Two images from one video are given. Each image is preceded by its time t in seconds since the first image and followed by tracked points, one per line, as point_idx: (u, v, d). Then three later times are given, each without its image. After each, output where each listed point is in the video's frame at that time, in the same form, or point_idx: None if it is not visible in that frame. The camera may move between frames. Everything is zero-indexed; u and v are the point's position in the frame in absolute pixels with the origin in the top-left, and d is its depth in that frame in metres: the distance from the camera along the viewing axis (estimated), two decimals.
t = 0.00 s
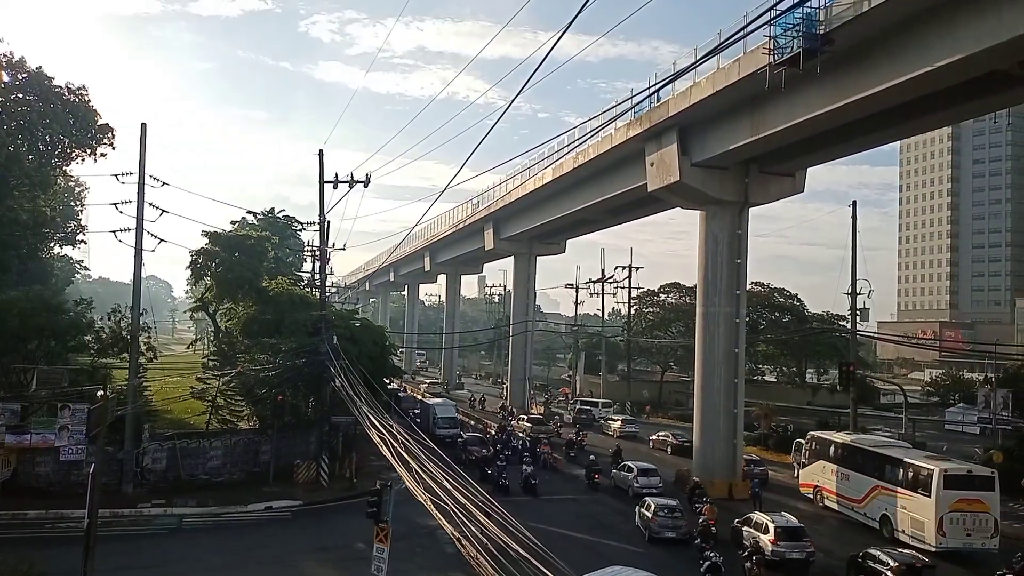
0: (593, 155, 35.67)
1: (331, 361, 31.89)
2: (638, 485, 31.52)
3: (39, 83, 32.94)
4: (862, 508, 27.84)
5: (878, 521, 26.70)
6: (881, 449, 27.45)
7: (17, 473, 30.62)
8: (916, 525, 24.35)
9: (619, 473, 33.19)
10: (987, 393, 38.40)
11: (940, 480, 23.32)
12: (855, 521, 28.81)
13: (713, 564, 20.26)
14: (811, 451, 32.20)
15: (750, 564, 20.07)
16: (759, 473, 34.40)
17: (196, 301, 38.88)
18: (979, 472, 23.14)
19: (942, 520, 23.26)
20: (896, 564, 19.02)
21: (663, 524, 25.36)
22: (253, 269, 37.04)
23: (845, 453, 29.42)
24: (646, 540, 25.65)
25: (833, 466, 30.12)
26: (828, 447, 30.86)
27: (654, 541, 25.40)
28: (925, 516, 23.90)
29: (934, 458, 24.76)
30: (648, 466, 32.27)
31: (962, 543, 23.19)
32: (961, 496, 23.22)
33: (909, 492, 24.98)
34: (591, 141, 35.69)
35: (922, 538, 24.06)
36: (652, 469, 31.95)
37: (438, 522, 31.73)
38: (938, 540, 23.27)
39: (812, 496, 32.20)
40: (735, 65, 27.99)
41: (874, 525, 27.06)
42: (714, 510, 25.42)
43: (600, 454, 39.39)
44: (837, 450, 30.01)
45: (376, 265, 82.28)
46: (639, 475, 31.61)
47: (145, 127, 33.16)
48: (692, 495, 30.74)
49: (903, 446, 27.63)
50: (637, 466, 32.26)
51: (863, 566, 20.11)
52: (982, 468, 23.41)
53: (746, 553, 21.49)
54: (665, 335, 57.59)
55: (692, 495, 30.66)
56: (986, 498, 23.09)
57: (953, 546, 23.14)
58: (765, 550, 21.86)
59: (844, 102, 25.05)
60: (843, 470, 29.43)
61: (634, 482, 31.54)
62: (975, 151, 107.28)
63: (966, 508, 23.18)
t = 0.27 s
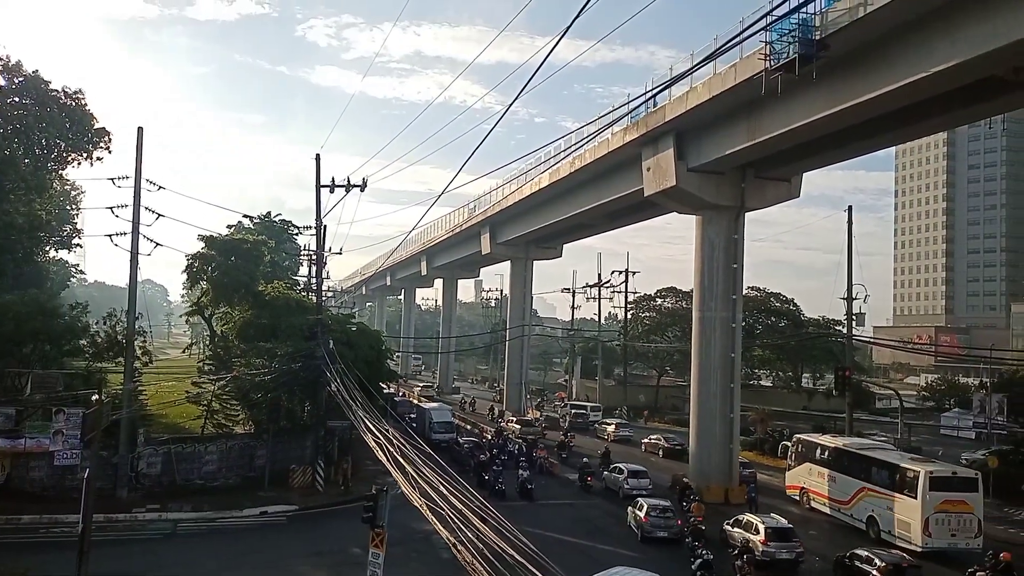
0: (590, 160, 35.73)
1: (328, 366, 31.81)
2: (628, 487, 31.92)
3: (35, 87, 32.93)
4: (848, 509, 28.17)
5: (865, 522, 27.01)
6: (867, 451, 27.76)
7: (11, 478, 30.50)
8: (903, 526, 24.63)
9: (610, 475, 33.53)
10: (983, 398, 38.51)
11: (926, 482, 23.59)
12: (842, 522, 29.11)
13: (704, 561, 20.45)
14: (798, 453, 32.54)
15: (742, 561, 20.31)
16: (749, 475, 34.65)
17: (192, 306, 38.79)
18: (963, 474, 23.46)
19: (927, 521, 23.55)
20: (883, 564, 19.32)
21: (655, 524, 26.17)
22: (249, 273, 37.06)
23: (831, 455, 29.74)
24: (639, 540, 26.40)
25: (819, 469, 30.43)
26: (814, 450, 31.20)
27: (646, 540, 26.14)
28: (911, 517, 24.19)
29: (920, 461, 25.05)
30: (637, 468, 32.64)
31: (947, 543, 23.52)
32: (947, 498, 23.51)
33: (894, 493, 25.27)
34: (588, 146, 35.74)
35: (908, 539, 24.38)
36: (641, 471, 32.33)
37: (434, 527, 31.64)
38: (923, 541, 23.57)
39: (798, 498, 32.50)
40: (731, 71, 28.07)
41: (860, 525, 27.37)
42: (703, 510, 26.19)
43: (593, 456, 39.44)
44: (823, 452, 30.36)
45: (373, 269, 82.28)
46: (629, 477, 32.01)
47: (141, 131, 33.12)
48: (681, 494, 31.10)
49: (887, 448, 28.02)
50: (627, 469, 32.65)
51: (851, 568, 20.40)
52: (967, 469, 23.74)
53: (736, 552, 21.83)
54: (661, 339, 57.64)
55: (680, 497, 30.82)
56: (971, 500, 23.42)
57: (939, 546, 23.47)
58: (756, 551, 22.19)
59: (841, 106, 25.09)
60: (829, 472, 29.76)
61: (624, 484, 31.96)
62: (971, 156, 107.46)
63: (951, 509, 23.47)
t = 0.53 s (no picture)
0: (574, 166, 35.90)
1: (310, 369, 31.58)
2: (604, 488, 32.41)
3: (15, 87, 32.57)
4: (818, 511, 28.53)
5: (835, 523, 27.38)
6: (835, 454, 28.27)
7: None
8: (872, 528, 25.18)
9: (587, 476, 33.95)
10: (961, 404, 38.95)
11: (894, 484, 24.18)
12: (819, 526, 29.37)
13: (680, 561, 20.70)
14: (767, 456, 33.02)
15: (716, 561, 20.66)
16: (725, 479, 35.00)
17: (172, 309, 38.48)
18: (929, 475, 24.18)
19: (896, 522, 24.14)
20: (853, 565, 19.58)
21: (632, 524, 26.88)
22: (230, 277, 36.87)
23: (801, 458, 30.05)
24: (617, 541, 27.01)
25: (788, 472, 30.96)
26: (783, 452, 31.61)
27: (624, 540, 26.93)
28: (880, 518, 24.74)
29: (886, 463, 25.66)
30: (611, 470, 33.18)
31: (914, 543, 24.15)
32: (915, 499, 24.16)
33: (862, 495, 25.82)
34: (572, 152, 35.90)
35: (876, 539, 24.92)
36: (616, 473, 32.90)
37: (415, 533, 31.47)
38: (891, 541, 24.14)
39: (768, 500, 33.01)
40: (715, 79, 28.31)
41: (830, 527, 27.78)
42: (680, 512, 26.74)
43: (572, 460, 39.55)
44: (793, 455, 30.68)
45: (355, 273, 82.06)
46: (605, 479, 32.50)
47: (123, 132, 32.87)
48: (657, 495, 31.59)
49: (855, 451, 28.48)
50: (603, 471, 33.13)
51: (822, 568, 20.63)
52: (932, 470, 24.45)
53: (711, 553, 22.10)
54: (643, 345, 57.95)
55: (655, 497, 31.43)
56: (937, 501, 24.06)
57: (907, 547, 24.06)
58: (730, 553, 22.47)
59: (824, 114, 25.37)
60: (799, 475, 30.12)
61: (601, 486, 32.45)
62: (949, 164, 109.25)
63: (917, 510, 24.14)
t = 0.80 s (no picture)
0: (552, 177, 36.05)
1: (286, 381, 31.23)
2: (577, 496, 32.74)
3: None
4: (786, 518, 29.05)
5: (802, 531, 27.93)
6: (803, 462, 28.77)
7: None
8: (839, 535, 25.70)
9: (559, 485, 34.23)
10: (933, 414, 39.44)
11: (860, 491, 24.81)
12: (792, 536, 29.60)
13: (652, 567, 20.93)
14: (737, 465, 33.44)
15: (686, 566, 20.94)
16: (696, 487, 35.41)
17: (145, 319, 38.01)
18: (892, 483, 24.93)
19: (862, 528, 24.70)
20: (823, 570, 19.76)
21: (607, 532, 27.35)
22: (205, 286, 36.55)
23: (770, 466, 30.57)
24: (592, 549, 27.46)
25: (757, 480, 31.41)
26: (752, 461, 32.10)
27: (599, 548, 27.30)
28: (847, 524, 25.26)
29: (852, 470, 26.27)
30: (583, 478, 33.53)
31: (879, 548, 24.75)
32: (879, 505, 24.80)
33: (830, 502, 26.36)
34: (550, 163, 36.07)
35: (843, 546, 25.38)
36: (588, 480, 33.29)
37: (391, 547, 31.18)
38: (858, 547, 24.66)
39: (737, 509, 33.47)
40: (691, 92, 28.59)
41: (798, 534, 28.27)
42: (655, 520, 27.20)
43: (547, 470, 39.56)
44: (762, 464, 31.23)
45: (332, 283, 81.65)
46: (578, 488, 32.85)
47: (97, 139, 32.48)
48: (629, 504, 32.04)
49: (822, 460, 29.11)
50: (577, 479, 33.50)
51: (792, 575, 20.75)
52: (895, 478, 25.19)
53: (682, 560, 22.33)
54: (621, 355, 58.28)
55: (627, 504, 32.11)
56: (900, 507, 24.79)
57: (872, 552, 24.63)
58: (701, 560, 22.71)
59: (799, 128, 25.69)
60: (767, 483, 30.66)
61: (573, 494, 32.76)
62: (920, 178, 111.61)
63: (882, 516, 24.76)
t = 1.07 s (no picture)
0: (532, 193, 36.16)
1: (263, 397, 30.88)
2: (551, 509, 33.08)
3: None
4: (758, 530, 29.26)
5: (773, 542, 28.18)
6: (772, 474, 29.07)
7: None
8: (808, 546, 25.97)
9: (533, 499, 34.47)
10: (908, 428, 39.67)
11: (830, 502, 25.13)
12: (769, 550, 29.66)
13: None
14: (708, 477, 33.65)
15: None
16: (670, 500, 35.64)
17: (120, 333, 37.62)
18: (860, 494, 25.35)
19: (832, 539, 25.00)
20: None
21: (584, 544, 27.56)
22: (181, 301, 36.34)
23: (740, 479, 30.83)
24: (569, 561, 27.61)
25: (728, 492, 31.64)
26: (723, 474, 32.36)
27: (575, 560, 27.48)
28: (816, 535, 25.53)
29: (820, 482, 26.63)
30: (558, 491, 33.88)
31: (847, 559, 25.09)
32: (847, 516, 25.14)
33: (800, 514, 26.62)
34: (530, 179, 36.21)
35: (814, 557, 25.59)
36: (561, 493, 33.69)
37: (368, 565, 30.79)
38: (828, 558, 24.93)
39: (709, 522, 33.65)
40: (669, 110, 28.82)
41: (768, 545, 28.55)
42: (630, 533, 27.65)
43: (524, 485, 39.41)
44: (733, 477, 31.48)
45: (312, 298, 81.26)
46: (552, 501, 33.18)
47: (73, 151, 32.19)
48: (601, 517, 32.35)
49: (791, 472, 29.46)
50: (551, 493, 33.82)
51: None
52: (863, 490, 25.60)
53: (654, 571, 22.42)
54: (601, 369, 58.39)
55: (600, 515, 32.44)
56: (867, 518, 25.20)
57: (841, 563, 24.96)
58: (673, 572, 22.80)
59: (776, 145, 25.96)
60: (738, 495, 30.90)
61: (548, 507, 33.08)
62: (895, 195, 113.73)
63: (851, 527, 25.12)
